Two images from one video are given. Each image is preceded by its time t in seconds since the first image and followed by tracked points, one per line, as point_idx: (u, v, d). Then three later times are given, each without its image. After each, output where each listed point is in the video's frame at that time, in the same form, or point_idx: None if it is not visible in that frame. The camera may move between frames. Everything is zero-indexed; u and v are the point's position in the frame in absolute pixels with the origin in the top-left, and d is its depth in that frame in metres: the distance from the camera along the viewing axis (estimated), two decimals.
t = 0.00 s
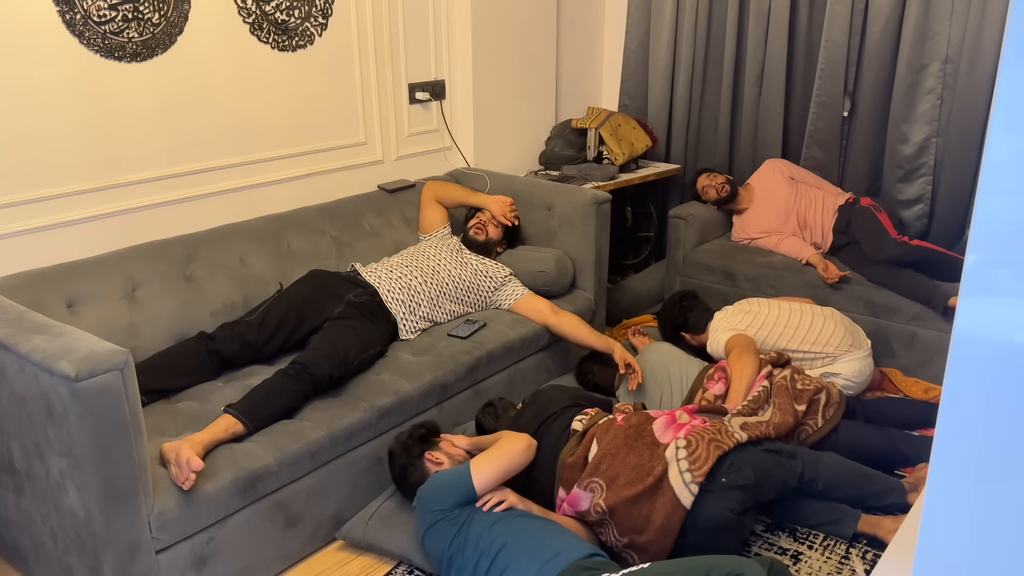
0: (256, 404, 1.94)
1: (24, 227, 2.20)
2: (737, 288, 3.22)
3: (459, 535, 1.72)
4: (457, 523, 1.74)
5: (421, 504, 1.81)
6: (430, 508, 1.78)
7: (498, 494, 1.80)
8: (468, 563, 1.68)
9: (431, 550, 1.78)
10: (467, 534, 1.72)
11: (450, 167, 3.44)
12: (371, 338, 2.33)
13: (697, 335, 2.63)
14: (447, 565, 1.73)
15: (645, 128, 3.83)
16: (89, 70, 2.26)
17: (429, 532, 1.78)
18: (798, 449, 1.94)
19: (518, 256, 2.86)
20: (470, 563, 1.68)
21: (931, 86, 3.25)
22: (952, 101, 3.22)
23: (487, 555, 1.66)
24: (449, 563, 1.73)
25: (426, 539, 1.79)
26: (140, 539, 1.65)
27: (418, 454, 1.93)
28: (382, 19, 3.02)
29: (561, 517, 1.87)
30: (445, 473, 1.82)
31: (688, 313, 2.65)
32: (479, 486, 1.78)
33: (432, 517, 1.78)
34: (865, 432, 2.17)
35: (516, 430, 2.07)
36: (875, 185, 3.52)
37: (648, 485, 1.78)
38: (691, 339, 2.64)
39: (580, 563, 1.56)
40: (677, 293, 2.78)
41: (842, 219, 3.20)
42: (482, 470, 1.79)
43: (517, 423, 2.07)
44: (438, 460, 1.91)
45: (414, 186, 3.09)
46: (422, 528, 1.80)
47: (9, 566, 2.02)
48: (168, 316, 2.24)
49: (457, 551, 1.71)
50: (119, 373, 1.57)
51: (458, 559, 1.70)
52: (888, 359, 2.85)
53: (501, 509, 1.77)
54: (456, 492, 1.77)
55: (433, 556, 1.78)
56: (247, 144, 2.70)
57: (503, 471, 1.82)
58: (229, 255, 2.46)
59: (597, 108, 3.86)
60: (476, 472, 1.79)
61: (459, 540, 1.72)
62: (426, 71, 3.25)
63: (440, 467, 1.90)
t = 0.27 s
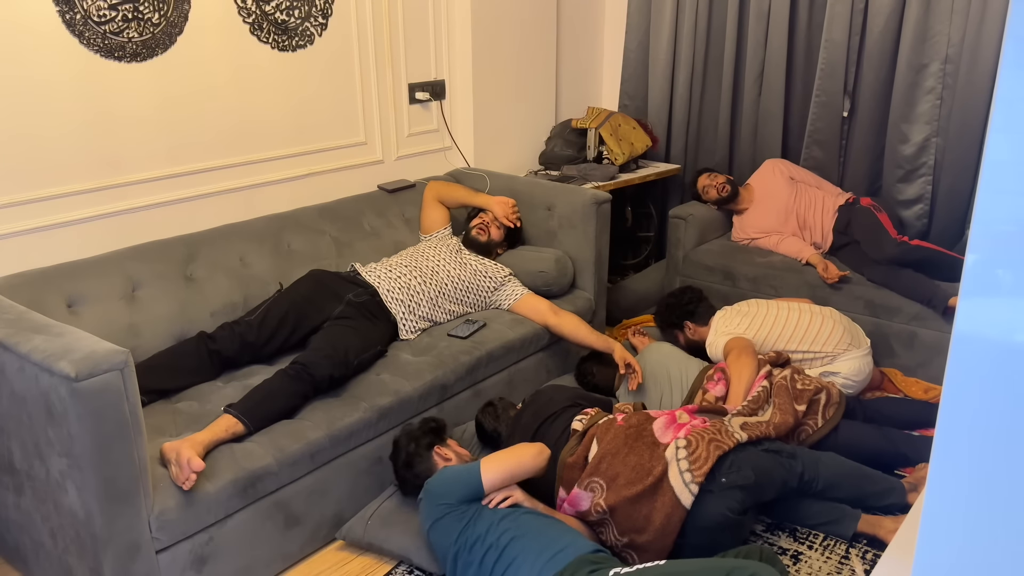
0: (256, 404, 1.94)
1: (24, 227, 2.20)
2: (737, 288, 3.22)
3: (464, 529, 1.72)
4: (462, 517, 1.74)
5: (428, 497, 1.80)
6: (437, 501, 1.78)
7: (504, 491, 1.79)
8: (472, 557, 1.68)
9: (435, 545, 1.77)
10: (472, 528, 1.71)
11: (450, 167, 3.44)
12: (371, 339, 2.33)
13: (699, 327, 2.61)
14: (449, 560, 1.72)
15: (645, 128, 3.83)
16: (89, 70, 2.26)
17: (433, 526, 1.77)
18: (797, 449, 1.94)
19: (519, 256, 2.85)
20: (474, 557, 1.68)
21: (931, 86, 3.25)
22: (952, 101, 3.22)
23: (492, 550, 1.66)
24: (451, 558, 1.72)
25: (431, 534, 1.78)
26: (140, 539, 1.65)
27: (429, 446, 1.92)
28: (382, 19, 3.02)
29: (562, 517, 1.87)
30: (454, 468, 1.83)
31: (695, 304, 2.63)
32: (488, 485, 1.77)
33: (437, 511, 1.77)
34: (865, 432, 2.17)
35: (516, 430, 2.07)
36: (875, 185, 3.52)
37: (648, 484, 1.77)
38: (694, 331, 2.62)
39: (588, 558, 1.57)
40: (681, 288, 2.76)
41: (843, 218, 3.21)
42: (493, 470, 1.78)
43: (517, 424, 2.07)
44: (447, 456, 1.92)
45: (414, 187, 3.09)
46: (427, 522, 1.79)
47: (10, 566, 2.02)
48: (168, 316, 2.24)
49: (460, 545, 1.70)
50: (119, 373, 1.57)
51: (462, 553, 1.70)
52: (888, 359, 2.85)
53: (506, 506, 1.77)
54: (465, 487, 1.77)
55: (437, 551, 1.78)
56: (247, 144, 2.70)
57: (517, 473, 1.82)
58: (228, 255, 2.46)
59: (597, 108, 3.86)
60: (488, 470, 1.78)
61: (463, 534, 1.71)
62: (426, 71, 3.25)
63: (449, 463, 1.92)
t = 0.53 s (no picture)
0: (256, 404, 1.94)
1: (24, 227, 2.20)
2: (737, 288, 3.22)
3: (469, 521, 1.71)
4: (469, 510, 1.73)
5: (438, 487, 1.80)
6: (445, 492, 1.77)
7: (521, 490, 1.74)
8: (477, 549, 1.67)
9: (440, 536, 1.76)
10: (478, 520, 1.71)
11: (450, 167, 3.44)
12: (371, 338, 2.33)
13: (701, 324, 2.61)
14: (452, 552, 1.72)
15: (645, 128, 3.83)
16: (89, 70, 2.26)
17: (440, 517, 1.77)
18: (797, 449, 1.94)
19: (519, 256, 2.86)
20: (479, 549, 1.67)
21: (931, 86, 3.25)
22: (952, 101, 3.22)
23: (498, 543, 1.66)
24: (455, 550, 1.71)
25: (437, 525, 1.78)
26: (140, 539, 1.65)
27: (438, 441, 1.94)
28: (382, 19, 3.02)
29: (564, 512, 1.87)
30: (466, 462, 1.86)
31: (699, 301, 2.63)
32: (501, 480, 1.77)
33: (445, 503, 1.77)
34: (865, 431, 2.17)
35: (516, 430, 2.07)
36: (875, 185, 3.53)
37: (648, 484, 1.78)
38: (696, 327, 2.62)
39: (595, 554, 1.58)
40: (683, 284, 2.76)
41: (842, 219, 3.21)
42: (509, 466, 1.78)
43: (517, 424, 2.07)
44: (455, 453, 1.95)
45: (414, 187, 3.09)
46: (434, 513, 1.79)
47: (10, 566, 2.02)
48: (168, 315, 2.24)
49: (465, 537, 1.70)
50: (119, 373, 1.57)
51: (466, 544, 1.69)
52: (888, 359, 2.85)
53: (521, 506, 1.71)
54: (475, 480, 1.76)
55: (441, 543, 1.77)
56: (247, 144, 2.70)
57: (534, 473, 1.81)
58: (228, 255, 2.46)
59: (597, 108, 3.86)
60: (504, 465, 1.78)
61: (468, 526, 1.70)
62: (426, 71, 3.25)
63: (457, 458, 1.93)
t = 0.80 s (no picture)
0: (256, 404, 1.94)
1: (24, 227, 2.20)
2: (737, 288, 3.22)
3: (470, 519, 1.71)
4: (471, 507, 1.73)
5: (442, 483, 1.80)
6: (448, 489, 1.77)
7: (529, 493, 1.70)
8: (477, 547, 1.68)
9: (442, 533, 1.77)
10: (479, 518, 1.71)
11: (450, 167, 3.44)
12: (371, 338, 2.33)
13: (704, 321, 2.62)
14: (454, 548, 1.72)
15: (645, 128, 3.83)
16: (89, 70, 2.26)
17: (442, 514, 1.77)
18: (797, 449, 1.94)
19: (519, 256, 2.86)
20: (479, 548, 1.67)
21: (931, 86, 3.25)
22: (952, 101, 3.22)
23: (499, 542, 1.66)
24: (456, 547, 1.71)
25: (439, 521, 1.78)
26: (140, 539, 1.65)
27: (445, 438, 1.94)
28: (382, 19, 3.02)
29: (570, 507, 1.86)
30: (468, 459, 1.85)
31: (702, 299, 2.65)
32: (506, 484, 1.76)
33: (447, 500, 1.77)
34: (865, 431, 2.17)
35: (516, 430, 2.07)
36: (875, 185, 3.53)
37: (648, 485, 1.78)
38: (699, 325, 2.63)
39: (596, 551, 1.59)
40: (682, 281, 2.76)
41: (841, 219, 3.20)
42: (513, 469, 1.76)
43: (517, 424, 2.07)
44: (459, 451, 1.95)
45: (414, 187, 3.09)
46: (437, 509, 1.79)
47: (10, 566, 2.02)
48: (167, 316, 2.24)
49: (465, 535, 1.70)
50: (119, 373, 1.57)
51: (467, 542, 1.69)
52: (888, 359, 2.85)
53: (532, 510, 1.68)
54: (476, 476, 1.75)
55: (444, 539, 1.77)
56: (247, 144, 2.70)
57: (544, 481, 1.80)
58: (228, 255, 2.46)
59: (597, 108, 3.86)
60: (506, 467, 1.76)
61: (469, 524, 1.71)
62: (426, 71, 3.25)
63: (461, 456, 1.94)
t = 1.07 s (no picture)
0: (256, 404, 1.94)
1: (25, 227, 2.20)
2: (737, 288, 3.22)
3: (476, 509, 1.71)
4: (481, 498, 1.72)
5: (452, 473, 1.79)
6: (458, 479, 1.76)
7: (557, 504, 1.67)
8: (483, 537, 1.67)
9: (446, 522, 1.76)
10: (486, 508, 1.70)
11: (450, 167, 3.44)
12: (371, 338, 2.33)
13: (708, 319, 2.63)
14: (457, 538, 1.72)
15: (645, 128, 3.83)
16: (89, 70, 2.26)
17: (448, 504, 1.76)
18: (797, 449, 1.94)
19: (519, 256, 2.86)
20: (484, 538, 1.67)
21: (931, 86, 3.25)
22: (952, 101, 3.22)
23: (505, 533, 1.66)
24: (460, 537, 1.71)
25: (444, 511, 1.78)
26: (140, 539, 1.65)
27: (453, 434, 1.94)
28: (382, 20, 3.02)
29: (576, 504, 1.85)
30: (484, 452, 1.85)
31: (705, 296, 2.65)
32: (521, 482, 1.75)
33: (455, 490, 1.76)
34: (865, 432, 2.17)
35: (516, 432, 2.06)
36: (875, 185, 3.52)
37: (648, 485, 1.78)
38: (702, 322, 2.62)
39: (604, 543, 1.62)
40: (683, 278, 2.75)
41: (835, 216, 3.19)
42: (530, 468, 1.76)
43: (517, 424, 2.07)
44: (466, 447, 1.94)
45: (414, 187, 3.09)
46: (444, 499, 1.78)
47: (10, 566, 2.02)
48: (167, 316, 2.24)
49: (471, 525, 1.69)
50: (119, 373, 1.57)
51: (472, 532, 1.69)
52: (888, 359, 2.85)
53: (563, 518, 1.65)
54: (488, 469, 1.75)
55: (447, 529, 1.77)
56: (247, 144, 2.70)
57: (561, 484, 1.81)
58: (228, 255, 2.46)
59: (597, 108, 3.86)
60: (524, 464, 1.76)
61: (477, 514, 1.70)
62: (426, 71, 3.25)
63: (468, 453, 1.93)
